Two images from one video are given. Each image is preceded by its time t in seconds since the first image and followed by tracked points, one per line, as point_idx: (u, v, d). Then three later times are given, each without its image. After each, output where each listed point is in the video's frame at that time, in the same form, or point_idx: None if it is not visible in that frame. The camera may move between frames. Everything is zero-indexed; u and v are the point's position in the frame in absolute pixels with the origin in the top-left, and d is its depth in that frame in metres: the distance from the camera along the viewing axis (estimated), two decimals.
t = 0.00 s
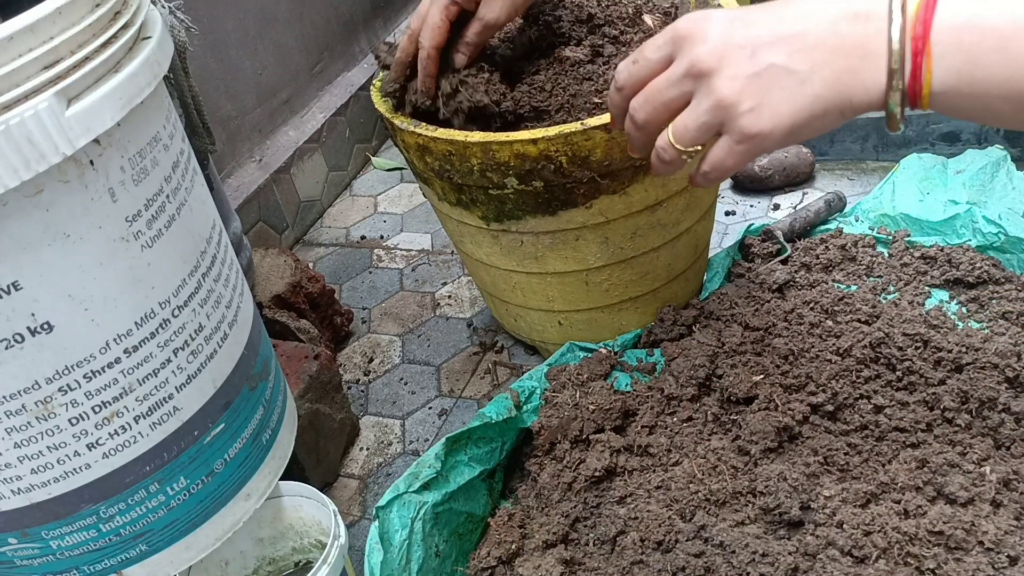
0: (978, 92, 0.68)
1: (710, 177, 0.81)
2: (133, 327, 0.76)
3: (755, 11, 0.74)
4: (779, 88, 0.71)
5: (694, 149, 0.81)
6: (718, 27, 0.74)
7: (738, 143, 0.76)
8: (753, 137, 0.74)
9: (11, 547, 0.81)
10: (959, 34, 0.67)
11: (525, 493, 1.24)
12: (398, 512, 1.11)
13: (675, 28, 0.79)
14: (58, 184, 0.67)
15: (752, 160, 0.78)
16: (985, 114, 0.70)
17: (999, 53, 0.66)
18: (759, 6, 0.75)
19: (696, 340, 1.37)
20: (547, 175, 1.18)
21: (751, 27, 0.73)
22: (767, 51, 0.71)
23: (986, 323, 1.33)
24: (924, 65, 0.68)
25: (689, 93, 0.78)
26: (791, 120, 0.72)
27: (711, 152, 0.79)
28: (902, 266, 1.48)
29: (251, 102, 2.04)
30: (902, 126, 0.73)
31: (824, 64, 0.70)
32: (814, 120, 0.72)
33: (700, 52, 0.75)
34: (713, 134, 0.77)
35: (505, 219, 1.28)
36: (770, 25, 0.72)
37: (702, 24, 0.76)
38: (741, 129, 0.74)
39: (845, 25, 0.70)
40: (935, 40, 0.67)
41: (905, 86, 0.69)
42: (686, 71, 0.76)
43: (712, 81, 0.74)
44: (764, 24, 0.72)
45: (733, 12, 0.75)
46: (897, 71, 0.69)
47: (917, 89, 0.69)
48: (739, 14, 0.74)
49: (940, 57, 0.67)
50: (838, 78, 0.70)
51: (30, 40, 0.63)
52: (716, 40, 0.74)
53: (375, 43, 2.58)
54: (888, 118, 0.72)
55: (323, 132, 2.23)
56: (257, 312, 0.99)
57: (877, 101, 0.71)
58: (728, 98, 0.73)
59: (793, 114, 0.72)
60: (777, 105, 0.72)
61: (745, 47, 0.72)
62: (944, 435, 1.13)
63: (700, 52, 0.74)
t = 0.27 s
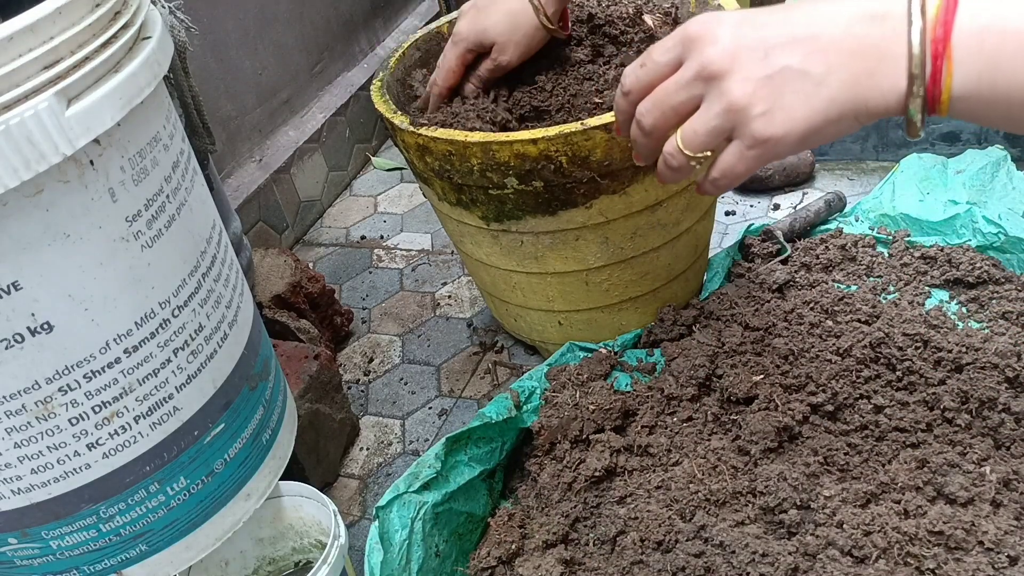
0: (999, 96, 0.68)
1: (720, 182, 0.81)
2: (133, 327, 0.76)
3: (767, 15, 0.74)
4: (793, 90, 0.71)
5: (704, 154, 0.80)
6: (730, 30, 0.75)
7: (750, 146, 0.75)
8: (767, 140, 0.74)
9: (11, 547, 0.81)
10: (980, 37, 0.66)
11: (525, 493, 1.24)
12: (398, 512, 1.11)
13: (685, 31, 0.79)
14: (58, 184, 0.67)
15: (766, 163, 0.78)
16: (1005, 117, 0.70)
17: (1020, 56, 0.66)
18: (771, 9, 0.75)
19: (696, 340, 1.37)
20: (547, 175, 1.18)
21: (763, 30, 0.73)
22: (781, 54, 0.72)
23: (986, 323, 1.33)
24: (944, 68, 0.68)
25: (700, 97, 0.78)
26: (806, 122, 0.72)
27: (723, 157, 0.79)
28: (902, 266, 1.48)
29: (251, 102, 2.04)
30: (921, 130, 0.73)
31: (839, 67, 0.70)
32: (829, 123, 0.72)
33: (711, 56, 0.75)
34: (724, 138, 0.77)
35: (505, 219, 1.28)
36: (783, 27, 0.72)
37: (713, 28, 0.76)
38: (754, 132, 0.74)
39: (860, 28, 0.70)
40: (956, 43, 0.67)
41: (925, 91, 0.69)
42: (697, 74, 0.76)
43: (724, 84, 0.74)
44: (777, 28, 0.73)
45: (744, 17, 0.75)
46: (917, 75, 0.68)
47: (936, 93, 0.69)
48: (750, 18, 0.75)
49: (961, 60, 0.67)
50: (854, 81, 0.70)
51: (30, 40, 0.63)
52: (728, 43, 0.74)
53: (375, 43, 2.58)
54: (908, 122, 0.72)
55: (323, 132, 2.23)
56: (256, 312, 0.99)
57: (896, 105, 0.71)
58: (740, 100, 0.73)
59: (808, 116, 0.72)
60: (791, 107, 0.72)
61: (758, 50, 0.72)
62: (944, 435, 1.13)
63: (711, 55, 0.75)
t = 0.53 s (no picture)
0: (984, 118, 0.70)
1: (713, 207, 0.82)
2: (134, 327, 0.76)
3: (756, 44, 0.77)
4: (780, 116, 0.73)
5: (697, 178, 0.82)
6: (720, 59, 0.77)
7: (739, 171, 0.77)
8: (756, 164, 0.75)
9: (11, 547, 0.81)
10: (963, 62, 0.69)
11: (525, 493, 1.24)
12: (398, 512, 1.11)
13: (677, 60, 0.82)
14: (58, 184, 0.67)
15: (756, 187, 0.79)
16: (992, 139, 0.72)
17: (1003, 80, 0.68)
18: (760, 38, 0.78)
19: (696, 340, 1.37)
20: (547, 175, 1.18)
21: (752, 59, 0.75)
22: (768, 82, 0.74)
23: (986, 323, 1.33)
24: (929, 92, 0.70)
25: (692, 123, 0.80)
26: (794, 147, 0.73)
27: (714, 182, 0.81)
28: (902, 266, 1.48)
29: (251, 102, 2.04)
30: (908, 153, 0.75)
31: (826, 94, 0.72)
32: (817, 148, 0.74)
33: (702, 84, 0.77)
34: (715, 163, 0.79)
35: (505, 219, 1.28)
36: (771, 55, 0.75)
37: (704, 57, 0.78)
38: (744, 156, 0.75)
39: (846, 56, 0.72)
40: (940, 67, 0.69)
41: (911, 114, 0.71)
42: (688, 102, 0.79)
43: (714, 111, 0.76)
44: (766, 56, 0.75)
45: (735, 46, 0.78)
46: (902, 100, 0.70)
47: (922, 116, 0.71)
48: (740, 47, 0.77)
49: (945, 84, 0.69)
50: (840, 107, 0.72)
51: (30, 40, 0.63)
52: (718, 70, 0.76)
53: (375, 43, 2.58)
54: (895, 145, 0.74)
55: (323, 132, 2.23)
56: (257, 312, 0.99)
57: (882, 129, 0.73)
58: (729, 127, 0.75)
59: (796, 142, 0.73)
60: (778, 132, 0.73)
61: (746, 77, 0.75)
62: (944, 435, 1.13)
63: (702, 82, 0.77)
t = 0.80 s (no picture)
0: (961, 122, 0.70)
1: (704, 210, 0.83)
2: (133, 327, 0.76)
3: (742, 50, 0.77)
4: (763, 121, 0.73)
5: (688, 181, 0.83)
6: (706, 65, 0.78)
7: (725, 175, 0.77)
8: (740, 167, 0.75)
9: (11, 547, 0.81)
10: (939, 66, 0.69)
11: (525, 493, 1.24)
12: (398, 512, 1.11)
13: (668, 67, 0.82)
14: (58, 184, 0.67)
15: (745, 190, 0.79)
16: (972, 142, 0.71)
17: (980, 84, 0.67)
18: (748, 45, 0.78)
19: (696, 340, 1.37)
20: (547, 175, 1.18)
21: (736, 65, 0.76)
22: (751, 87, 0.74)
23: (986, 323, 1.33)
24: (906, 97, 0.70)
25: (681, 128, 0.81)
26: (777, 150, 0.74)
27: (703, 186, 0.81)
28: (902, 266, 1.48)
29: (251, 102, 2.04)
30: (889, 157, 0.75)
31: (807, 99, 0.72)
32: (800, 152, 0.74)
33: (688, 90, 0.78)
34: (703, 166, 0.80)
35: (505, 219, 1.28)
36: (756, 61, 0.75)
37: (690, 63, 0.79)
38: (729, 160, 0.76)
39: (828, 62, 0.72)
40: (916, 73, 0.69)
41: (889, 118, 0.71)
42: (676, 108, 0.80)
43: (699, 116, 0.77)
44: (749, 62, 0.75)
45: (721, 53, 0.78)
46: (880, 105, 0.71)
47: (900, 121, 0.71)
48: (726, 53, 0.78)
49: (921, 89, 0.70)
50: (821, 111, 0.72)
51: (30, 40, 0.63)
52: (705, 77, 0.77)
53: (375, 43, 2.58)
54: (875, 149, 0.74)
55: (323, 132, 2.23)
56: (256, 312, 0.99)
57: (863, 133, 0.73)
58: (714, 131, 0.76)
59: (778, 146, 0.73)
60: (761, 137, 0.74)
61: (731, 83, 0.75)
62: (944, 435, 1.13)
63: (688, 89, 0.78)
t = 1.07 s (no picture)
0: (925, 118, 0.70)
1: (683, 199, 0.84)
2: (133, 327, 0.76)
3: (720, 42, 0.77)
4: (737, 114, 0.74)
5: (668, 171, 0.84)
6: (686, 57, 0.78)
7: (702, 165, 0.78)
8: (716, 158, 0.76)
9: (11, 547, 0.81)
10: (905, 62, 0.69)
11: (525, 493, 1.24)
12: (398, 512, 1.11)
13: (650, 58, 0.82)
14: (59, 184, 0.67)
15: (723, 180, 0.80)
16: (935, 138, 0.72)
17: (945, 80, 0.68)
18: (727, 38, 0.77)
19: (696, 340, 1.37)
20: (547, 175, 1.18)
21: (714, 57, 0.76)
22: (727, 80, 0.74)
23: (986, 323, 1.33)
24: (873, 92, 0.70)
25: (661, 119, 0.81)
26: (752, 143, 0.74)
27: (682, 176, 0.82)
28: (902, 266, 1.48)
29: (251, 102, 2.04)
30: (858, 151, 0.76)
31: (780, 92, 0.72)
32: (772, 144, 0.74)
33: (667, 82, 0.78)
34: (682, 157, 0.81)
35: (505, 219, 1.28)
36: (733, 54, 0.75)
37: (670, 55, 0.79)
38: (705, 151, 0.76)
39: (802, 56, 0.72)
40: (883, 68, 0.69)
41: (856, 112, 0.71)
42: (656, 99, 0.80)
43: (678, 108, 0.77)
44: (727, 55, 0.75)
45: (701, 44, 0.78)
46: (849, 99, 0.71)
47: (867, 115, 0.72)
48: (706, 45, 0.78)
49: (888, 84, 0.70)
50: (794, 105, 0.72)
51: (30, 40, 0.63)
52: (684, 70, 0.77)
53: (375, 43, 2.58)
54: (844, 142, 0.74)
55: (323, 132, 2.23)
56: (257, 312, 0.99)
57: (833, 127, 0.73)
58: (692, 124, 0.76)
59: (753, 138, 0.74)
60: (736, 129, 0.74)
61: (708, 76, 0.75)
62: (944, 435, 1.13)
63: (667, 81, 0.78)
